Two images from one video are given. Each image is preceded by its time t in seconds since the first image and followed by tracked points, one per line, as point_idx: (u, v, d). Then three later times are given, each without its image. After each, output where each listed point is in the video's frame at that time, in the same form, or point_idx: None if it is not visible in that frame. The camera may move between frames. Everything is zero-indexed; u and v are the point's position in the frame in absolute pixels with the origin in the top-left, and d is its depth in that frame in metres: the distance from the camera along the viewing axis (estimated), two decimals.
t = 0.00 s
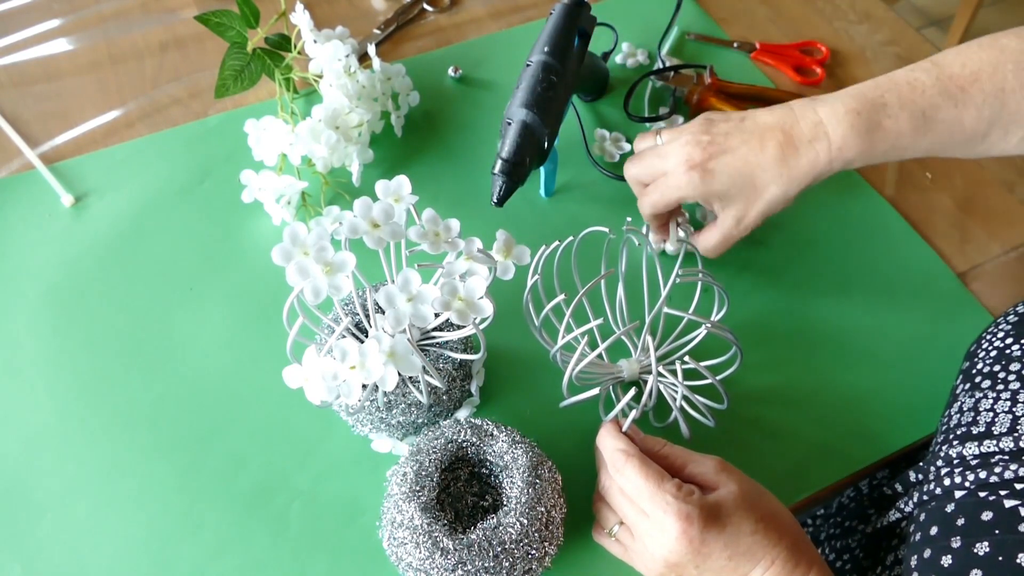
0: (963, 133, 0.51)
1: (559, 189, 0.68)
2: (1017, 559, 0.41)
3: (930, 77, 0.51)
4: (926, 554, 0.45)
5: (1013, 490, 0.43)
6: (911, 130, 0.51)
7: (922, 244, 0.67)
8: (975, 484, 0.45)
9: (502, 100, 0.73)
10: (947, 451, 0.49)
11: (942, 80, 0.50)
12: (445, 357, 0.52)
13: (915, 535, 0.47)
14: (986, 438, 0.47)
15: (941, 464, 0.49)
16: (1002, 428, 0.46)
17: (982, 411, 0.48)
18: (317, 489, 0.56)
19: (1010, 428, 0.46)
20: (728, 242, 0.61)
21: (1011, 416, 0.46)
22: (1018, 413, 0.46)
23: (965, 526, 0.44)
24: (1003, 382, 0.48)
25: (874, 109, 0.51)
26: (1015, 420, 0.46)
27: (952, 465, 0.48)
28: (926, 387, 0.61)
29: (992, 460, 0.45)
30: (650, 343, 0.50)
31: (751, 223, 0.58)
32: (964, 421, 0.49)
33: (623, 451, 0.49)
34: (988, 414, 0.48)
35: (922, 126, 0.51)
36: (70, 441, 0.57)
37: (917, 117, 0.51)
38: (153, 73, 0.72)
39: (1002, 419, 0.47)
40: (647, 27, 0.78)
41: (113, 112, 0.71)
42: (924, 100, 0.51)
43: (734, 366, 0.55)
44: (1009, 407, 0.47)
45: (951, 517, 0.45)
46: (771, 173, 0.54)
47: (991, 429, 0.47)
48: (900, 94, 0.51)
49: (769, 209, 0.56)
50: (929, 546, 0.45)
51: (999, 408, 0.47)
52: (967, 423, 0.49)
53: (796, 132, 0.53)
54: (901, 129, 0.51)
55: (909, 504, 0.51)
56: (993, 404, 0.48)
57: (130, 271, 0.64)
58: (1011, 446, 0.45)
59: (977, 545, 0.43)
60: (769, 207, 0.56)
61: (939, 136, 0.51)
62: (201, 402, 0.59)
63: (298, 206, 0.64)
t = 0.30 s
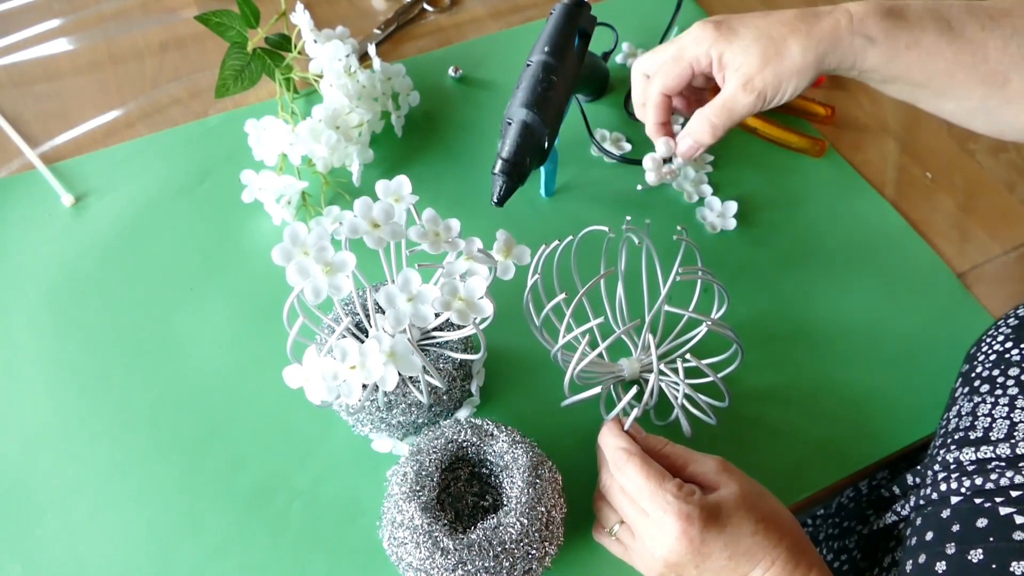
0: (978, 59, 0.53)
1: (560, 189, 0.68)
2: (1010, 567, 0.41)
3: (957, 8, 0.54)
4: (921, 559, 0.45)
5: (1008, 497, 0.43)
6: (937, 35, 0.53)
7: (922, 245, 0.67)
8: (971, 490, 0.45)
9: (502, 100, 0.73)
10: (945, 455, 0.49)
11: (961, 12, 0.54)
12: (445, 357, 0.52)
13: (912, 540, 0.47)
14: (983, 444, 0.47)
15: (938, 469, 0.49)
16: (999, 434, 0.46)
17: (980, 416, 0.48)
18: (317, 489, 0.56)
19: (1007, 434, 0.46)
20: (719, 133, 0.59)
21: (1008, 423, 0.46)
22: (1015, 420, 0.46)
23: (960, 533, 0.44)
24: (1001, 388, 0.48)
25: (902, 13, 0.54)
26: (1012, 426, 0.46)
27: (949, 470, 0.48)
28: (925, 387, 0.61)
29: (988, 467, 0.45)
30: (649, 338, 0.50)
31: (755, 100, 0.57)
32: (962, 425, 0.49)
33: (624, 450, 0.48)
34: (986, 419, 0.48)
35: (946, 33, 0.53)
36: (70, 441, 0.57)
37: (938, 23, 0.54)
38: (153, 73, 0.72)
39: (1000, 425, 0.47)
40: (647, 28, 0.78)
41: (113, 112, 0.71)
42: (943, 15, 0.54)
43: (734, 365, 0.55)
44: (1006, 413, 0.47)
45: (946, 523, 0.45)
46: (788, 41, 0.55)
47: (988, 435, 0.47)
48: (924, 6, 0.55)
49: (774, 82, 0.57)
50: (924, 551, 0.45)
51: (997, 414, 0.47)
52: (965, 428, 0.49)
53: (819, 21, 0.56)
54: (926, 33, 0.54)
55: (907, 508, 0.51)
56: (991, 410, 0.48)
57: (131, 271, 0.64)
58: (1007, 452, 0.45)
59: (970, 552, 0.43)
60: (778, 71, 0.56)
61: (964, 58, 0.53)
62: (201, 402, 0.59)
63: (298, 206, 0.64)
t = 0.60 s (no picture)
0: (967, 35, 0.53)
1: (560, 189, 0.68)
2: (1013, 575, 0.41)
3: None
4: (922, 564, 0.45)
5: (1012, 504, 0.43)
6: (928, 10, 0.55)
7: (922, 245, 0.67)
8: (974, 496, 0.45)
9: (502, 101, 0.73)
10: (948, 460, 0.49)
11: None
12: (445, 357, 0.52)
13: (913, 545, 0.47)
14: (987, 449, 0.46)
15: (941, 474, 0.49)
16: (1004, 439, 0.46)
17: (983, 421, 0.48)
18: (317, 489, 0.56)
19: (1011, 440, 0.46)
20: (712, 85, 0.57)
21: (1013, 428, 0.46)
22: (1020, 426, 0.46)
23: (963, 539, 0.44)
24: (1007, 393, 0.48)
25: None
26: (1017, 432, 0.46)
27: (952, 475, 0.48)
28: (925, 387, 0.61)
29: (992, 473, 0.45)
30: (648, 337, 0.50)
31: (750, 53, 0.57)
32: (965, 430, 0.49)
33: (625, 449, 0.48)
34: (990, 424, 0.47)
35: (936, 11, 0.55)
36: (70, 441, 0.57)
37: None
38: (153, 72, 0.72)
39: (1004, 431, 0.46)
40: (647, 28, 0.78)
41: (113, 112, 0.71)
42: None
43: (734, 364, 0.55)
44: (1011, 419, 0.47)
45: (949, 529, 0.45)
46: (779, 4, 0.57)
47: (992, 441, 0.47)
48: None
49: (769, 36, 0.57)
50: (925, 557, 0.45)
51: (1001, 419, 0.47)
52: (969, 433, 0.48)
53: None
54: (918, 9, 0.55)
55: (909, 512, 0.52)
56: (995, 415, 0.47)
57: (131, 270, 0.64)
58: (1011, 459, 0.45)
59: (973, 559, 0.43)
60: (771, 28, 0.57)
61: (956, 36, 0.54)
62: (200, 402, 0.59)
63: (298, 206, 0.64)
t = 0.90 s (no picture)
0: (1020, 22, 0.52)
1: (560, 189, 0.68)
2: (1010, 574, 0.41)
3: None
4: (919, 565, 0.45)
5: (1008, 504, 0.43)
6: None
7: (921, 245, 0.67)
8: (970, 496, 0.45)
9: (502, 100, 0.73)
10: (944, 460, 0.49)
11: None
12: (445, 357, 0.52)
13: (911, 545, 0.47)
14: (983, 449, 0.47)
15: (938, 473, 0.49)
16: (999, 439, 0.46)
17: (980, 421, 0.48)
18: (317, 489, 0.56)
19: (1007, 439, 0.46)
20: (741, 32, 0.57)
21: (1009, 428, 0.46)
22: (1016, 425, 0.46)
23: (959, 539, 0.44)
24: (1002, 393, 0.48)
25: None
26: (1013, 432, 0.46)
27: (949, 475, 0.48)
28: (925, 387, 0.61)
29: (988, 472, 0.45)
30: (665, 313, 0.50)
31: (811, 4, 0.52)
32: (961, 430, 0.49)
33: (625, 448, 0.48)
34: (986, 424, 0.47)
35: None
36: (70, 442, 0.57)
37: None
38: (153, 73, 0.72)
39: (1000, 431, 0.46)
40: (647, 28, 0.78)
41: (113, 112, 0.71)
42: None
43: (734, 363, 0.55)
44: (1007, 418, 0.47)
45: (945, 529, 0.45)
46: None
47: (988, 441, 0.47)
48: None
49: None
50: (923, 557, 0.45)
51: (997, 419, 0.47)
52: (965, 433, 0.48)
53: None
54: None
55: (907, 512, 0.51)
56: (991, 415, 0.48)
57: (131, 271, 0.64)
58: (1007, 459, 0.45)
59: (969, 558, 0.43)
60: None
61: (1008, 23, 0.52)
62: (201, 402, 0.59)
63: (298, 206, 0.64)
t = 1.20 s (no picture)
0: None
1: (559, 189, 0.68)
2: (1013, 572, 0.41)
3: None
4: (923, 561, 0.45)
5: (1014, 502, 0.43)
6: None
7: (921, 245, 0.67)
8: (975, 494, 0.45)
9: (502, 100, 0.73)
10: (948, 457, 0.49)
11: None
12: (445, 357, 0.52)
13: (913, 542, 0.47)
14: (989, 447, 0.47)
15: (942, 471, 0.49)
16: (1005, 438, 0.46)
17: (986, 419, 0.48)
18: (317, 490, 0.56)
19: (1014, 438, 0.46)
20: None
21: (1016, 428, 0.46)
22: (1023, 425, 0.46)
23: (964, 536, 0.44)
24: (1009, 392, 0.48)
25: None
26: (1020, 431, 0.46)
27: (953, 473, 0.47)
28: (925, 387, 0.61)
29: (994, 471, 0.45)
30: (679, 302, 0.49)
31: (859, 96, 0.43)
32: (967, 428, 0.49)
33: (625, 448, 0.48)
34: (992, 423, 0.47)
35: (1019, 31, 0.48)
36: (70, 442, 0.57)
37: None
38: (153, 73, 0.72)
39: (1007, 430, 0.46)
40: (647, 28, 0.78)
41: (113, 112, 0.71)
42: None
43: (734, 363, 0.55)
44: (1013, 417, 0.47)
45: (950, 526, 0.45)
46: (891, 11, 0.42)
47: (994, 439, 0.47)
48: None
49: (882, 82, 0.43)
50: (926, 554, 0.45)
51: (1004, 418, 0.47)
52: (970, 431, 0.48)
53: None
54: None
55: (909, 509, 0.52)
56: (998, 414, 0.47)
57: (131, 271, 0.64)
58: (1014, 458, 0.45)
59: (974, 555, 0.43)
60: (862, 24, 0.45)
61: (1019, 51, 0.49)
62: (201, 402, 0.59)
63: (298, 206, 0.64)
